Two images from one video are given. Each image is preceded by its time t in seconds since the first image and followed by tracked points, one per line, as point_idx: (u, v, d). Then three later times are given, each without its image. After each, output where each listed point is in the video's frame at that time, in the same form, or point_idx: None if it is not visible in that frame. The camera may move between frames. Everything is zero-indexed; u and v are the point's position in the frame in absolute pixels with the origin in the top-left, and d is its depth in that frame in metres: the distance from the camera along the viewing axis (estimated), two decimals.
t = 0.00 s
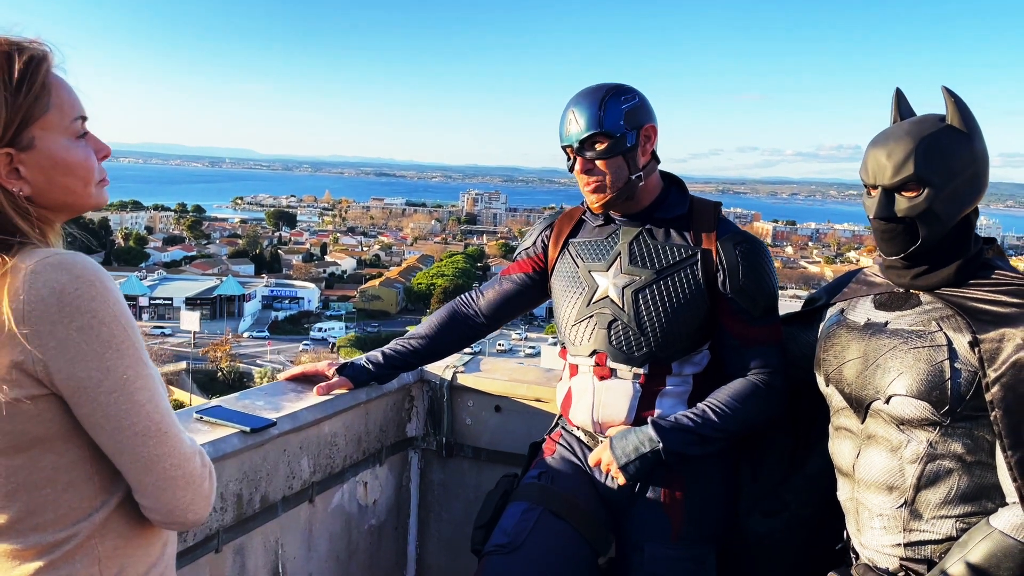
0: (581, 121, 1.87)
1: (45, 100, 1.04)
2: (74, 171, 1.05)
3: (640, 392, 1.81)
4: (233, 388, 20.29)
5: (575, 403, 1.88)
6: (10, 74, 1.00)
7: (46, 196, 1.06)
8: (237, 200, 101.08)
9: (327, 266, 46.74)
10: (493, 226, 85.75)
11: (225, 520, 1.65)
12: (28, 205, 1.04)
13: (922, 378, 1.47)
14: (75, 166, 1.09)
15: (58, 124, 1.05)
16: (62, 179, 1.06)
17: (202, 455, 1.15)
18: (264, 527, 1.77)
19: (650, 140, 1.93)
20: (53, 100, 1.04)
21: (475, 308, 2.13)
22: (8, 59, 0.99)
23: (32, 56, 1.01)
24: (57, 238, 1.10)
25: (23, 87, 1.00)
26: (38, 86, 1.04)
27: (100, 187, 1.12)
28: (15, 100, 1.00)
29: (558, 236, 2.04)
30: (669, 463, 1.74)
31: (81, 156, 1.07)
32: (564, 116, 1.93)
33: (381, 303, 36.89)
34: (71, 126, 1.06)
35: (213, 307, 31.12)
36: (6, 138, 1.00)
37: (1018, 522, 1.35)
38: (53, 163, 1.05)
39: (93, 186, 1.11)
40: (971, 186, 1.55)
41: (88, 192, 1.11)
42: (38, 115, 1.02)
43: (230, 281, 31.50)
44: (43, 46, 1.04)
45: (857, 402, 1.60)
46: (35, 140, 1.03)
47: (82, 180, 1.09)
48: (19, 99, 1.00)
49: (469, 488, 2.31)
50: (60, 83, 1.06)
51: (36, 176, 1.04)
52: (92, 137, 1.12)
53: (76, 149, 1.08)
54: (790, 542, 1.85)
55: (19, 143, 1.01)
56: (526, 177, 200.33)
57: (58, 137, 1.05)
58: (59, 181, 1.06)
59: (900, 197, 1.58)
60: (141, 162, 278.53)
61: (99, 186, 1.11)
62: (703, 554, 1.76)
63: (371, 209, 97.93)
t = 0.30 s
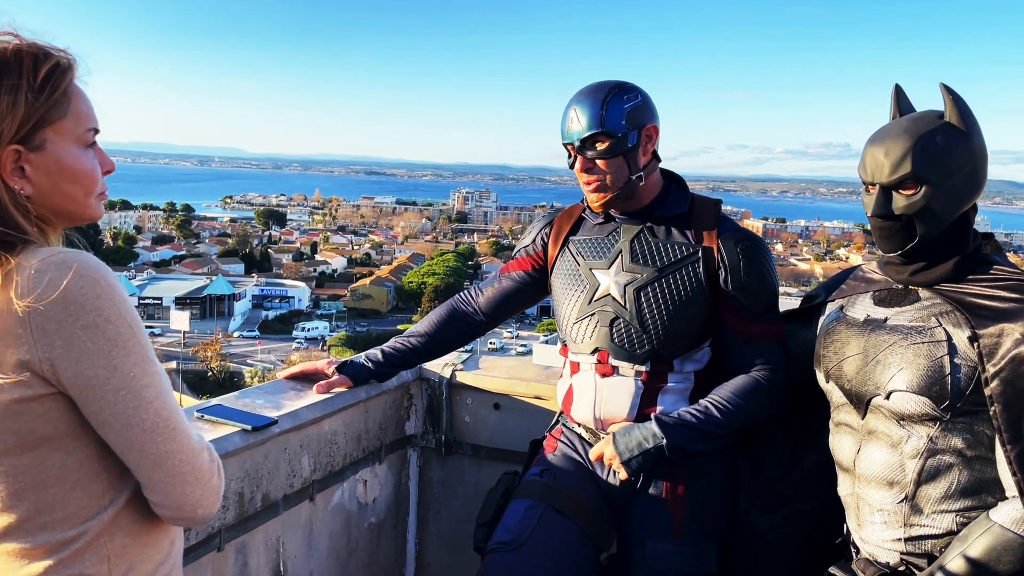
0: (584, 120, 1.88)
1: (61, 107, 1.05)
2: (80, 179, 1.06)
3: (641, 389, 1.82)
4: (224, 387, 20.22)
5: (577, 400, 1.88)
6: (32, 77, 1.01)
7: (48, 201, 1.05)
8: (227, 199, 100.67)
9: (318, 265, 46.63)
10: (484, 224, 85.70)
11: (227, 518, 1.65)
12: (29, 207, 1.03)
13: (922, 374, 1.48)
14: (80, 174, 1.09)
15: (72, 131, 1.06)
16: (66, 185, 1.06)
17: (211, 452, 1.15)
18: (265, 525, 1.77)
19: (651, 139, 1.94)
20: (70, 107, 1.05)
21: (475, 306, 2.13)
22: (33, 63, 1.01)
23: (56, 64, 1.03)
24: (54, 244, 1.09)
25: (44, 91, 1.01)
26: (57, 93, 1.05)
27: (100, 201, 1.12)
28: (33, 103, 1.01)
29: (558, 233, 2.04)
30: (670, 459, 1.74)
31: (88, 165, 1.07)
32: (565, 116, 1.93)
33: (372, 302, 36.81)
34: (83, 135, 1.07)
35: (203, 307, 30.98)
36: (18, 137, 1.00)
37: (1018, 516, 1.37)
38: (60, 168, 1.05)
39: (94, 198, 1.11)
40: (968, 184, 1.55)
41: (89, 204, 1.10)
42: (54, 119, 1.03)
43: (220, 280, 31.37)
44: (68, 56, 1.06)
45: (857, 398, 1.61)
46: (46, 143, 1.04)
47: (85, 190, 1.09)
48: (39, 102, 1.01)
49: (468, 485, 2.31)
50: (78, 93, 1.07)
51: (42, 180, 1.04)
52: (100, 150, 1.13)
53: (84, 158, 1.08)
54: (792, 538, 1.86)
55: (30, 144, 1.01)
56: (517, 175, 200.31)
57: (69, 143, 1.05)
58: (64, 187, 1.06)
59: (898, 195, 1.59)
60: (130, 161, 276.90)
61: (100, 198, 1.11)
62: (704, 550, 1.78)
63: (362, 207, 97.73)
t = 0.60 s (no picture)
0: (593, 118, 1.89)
1: (77, 103, 1.05)
2: (96, 174, 1.05)
3: (647, 385, 1.82)
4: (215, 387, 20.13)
5: (581, 397, 1.89)
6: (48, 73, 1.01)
7: (64, 197, 1.05)
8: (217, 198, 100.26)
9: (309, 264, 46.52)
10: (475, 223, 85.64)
11: (234, 516, 1.65)
12: (46, 202, 1.02)
13: (928, 369, 1.50)
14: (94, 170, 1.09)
15: (86, 127, 1.05)
16: (81, 180, 1.06)
17: (230, 446, 1.15)
18: (271, 523, 1.77)
19: (658, 140, 1.96)
20: (85, 102, 1.05)
21: (478, 304, 2.13)
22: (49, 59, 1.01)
23: (71, 61, 1.03)
24: (69, 240, 1.08)
25: (60, 86, 1.01)
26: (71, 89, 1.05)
27: (113, 197, 1.12)
28: (48, 98, 1.01)
29: (561, 231, 2.05)
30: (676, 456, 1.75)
31: (103, 161, 1.07)
32: (575, 110, 1.95)
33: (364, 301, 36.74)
34: (97, 130, 1.07)
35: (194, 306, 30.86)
36: (35, 133, 1.00)
37: (1022, 511, 1.38)
38: (76, 163, 1.05)
39: (108, 194, 1.10)
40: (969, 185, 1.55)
41: (103, 200, 1.10)
42: (69, 114, 1.03)
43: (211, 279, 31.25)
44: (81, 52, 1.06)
45: (863, 394, 1.62)
46: (61, 139, 1.03)
47: (99, 185, 1.08)
48: (54, 97, 1.01)
49: (471, 482, 2.32)
50: (91, 89, 1.07)
51: (57, 174, 1.03)
52: (113, 146, 1.13)
53: (98, 154, 1.08)
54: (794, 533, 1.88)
55: (46, 140, 1.01)
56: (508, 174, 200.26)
57: (85, 138, 1.05)
58: (78, 182, 1.05)
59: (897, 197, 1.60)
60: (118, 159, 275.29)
61: (114, 195, 1.11)
62: (709, 545, 1.78)
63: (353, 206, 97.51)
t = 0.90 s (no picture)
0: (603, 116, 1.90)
1: (76, 97, 1.05)
2: (95, 169, 1.05)
3: (645, 380, 1.84)
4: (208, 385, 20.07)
5: (580, 392, 1.90)
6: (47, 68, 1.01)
7: (63, 191, 1.05)
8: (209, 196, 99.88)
9: (302, 262, 46.39)
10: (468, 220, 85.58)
11: (235, 512, 1.65)
12: (45, 197, 1.02)
13: (925, 364, 1.51)
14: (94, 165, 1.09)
15: (86, 122, 1.05)
16: (81, 175, 1.06)
17: (233, 443, 1.15)
18: (271, 520, 1.77)
19: (664, 143, 1.98)
20: (85, 98, 1.05)
21: (477, 300, 2.14)
22: (49, 53, 1.01)
23: (71, 56, 1.04)
24: (69, 235, 1.08)
25: (60, 81, 1.01)
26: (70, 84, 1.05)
27: (112, 192, 1.12)
28: (48, 93, 1.01)
29: (560, 228, 2.06)
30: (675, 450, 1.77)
31: (103, 155, 1.07)
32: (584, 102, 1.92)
33: (357, 299, 36.67)
34: (97, 126, 1.07)
35: (186, 304, 30.74)
36: (35, 127, 1.00)
37: (1011, 510, 1.40)
38: (75, 158, 1.05)
39: (107, 189, 1.10)
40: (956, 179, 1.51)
41: (102, 195, 1.10)
42: (69, 109, 1.03)
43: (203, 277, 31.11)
44: (80, 47, 1.06)
45: (863, 386, 1.64)
46: (61, 134, 1.03)
47: (99, 180, 1.08)
48: (55, 91, 1.01)
49: (469, 479, 2.33)
50: (91, 85, 1.07)
51: (57, 169, 1.03)
52: (112, 142, 1.13)
53: (98, 149, 1.08)
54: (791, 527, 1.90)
55: (46, 134, 1.01)
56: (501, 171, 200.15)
57: (84, 133, 1.05)
58: (78, 177, 1.05)
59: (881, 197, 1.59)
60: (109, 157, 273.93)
61: (113, 190, 1.11)
62: (708, 540, 1.80)
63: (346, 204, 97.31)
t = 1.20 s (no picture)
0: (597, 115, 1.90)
1: (75, 94, 1.05)
2: (93, 164, 1.06)
3: (640, 375, 1.85)
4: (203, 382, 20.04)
5: (576, 387, 1.91)
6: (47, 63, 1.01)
7: (60, 186, 1.05)
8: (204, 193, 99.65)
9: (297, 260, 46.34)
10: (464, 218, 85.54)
11: (231, 506, 1.66)
12: (42, 192, 1.03)
13: (919, 361, 1.52)
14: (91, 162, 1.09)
15: (85, 117, 1.06)
16: (78, 170, 1.06)
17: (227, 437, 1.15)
18: (268, 514, 1.78)
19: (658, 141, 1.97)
20: (84, 94, 1.05)
21: (473, 297, 2.15)
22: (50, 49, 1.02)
23: (72, 54, 1.04)
24: (64, 230, 1.08)
25: (60, 77, 1.02)
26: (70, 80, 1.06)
27: (108, 190, 1.12)
28: (47, 88, 1.01)
29: (555, 224, 2.07)
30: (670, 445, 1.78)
31: (100, 152, 1.08)
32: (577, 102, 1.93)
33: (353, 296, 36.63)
34: (95, 122, 1.07)
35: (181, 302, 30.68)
36: (34, 122, 1.00)
37: (990, 512, 1.41)
38: (73, 154, 1.05)
39: (104, 186, 1.11)
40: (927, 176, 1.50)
41: (99, 192, 1.10)
42: (68, 104, 1.04)
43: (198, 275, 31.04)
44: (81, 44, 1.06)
45: (857, 376, 1.66)
46: (60, 128, 1.04)
47: (95, 177, 1.08)
48: (55, 86, 1.02)
49: (465, 474, 2.34)
50: (91, 82, 1.08)
51: (55, 164, 1.04)
52: (110, 140, 1.13)
53: (95, 145, 1.08)
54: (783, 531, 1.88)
55: (45, 130, 1.02)
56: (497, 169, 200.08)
57: (83, 129, 1.05)
58: (75, 172, 1.06)
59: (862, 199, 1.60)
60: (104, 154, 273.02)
61: (110, 188, 1.11)
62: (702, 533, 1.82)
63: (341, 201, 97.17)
